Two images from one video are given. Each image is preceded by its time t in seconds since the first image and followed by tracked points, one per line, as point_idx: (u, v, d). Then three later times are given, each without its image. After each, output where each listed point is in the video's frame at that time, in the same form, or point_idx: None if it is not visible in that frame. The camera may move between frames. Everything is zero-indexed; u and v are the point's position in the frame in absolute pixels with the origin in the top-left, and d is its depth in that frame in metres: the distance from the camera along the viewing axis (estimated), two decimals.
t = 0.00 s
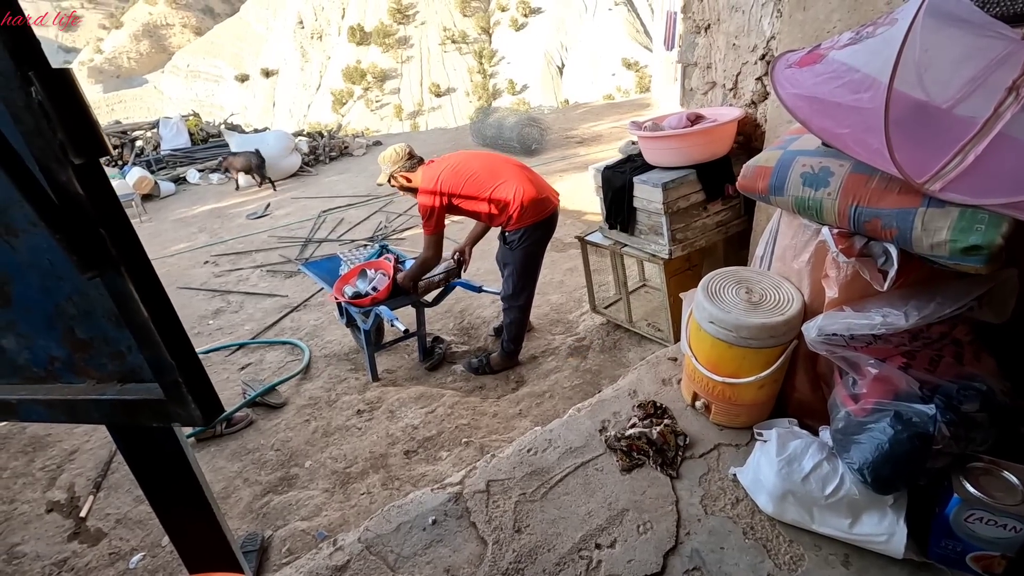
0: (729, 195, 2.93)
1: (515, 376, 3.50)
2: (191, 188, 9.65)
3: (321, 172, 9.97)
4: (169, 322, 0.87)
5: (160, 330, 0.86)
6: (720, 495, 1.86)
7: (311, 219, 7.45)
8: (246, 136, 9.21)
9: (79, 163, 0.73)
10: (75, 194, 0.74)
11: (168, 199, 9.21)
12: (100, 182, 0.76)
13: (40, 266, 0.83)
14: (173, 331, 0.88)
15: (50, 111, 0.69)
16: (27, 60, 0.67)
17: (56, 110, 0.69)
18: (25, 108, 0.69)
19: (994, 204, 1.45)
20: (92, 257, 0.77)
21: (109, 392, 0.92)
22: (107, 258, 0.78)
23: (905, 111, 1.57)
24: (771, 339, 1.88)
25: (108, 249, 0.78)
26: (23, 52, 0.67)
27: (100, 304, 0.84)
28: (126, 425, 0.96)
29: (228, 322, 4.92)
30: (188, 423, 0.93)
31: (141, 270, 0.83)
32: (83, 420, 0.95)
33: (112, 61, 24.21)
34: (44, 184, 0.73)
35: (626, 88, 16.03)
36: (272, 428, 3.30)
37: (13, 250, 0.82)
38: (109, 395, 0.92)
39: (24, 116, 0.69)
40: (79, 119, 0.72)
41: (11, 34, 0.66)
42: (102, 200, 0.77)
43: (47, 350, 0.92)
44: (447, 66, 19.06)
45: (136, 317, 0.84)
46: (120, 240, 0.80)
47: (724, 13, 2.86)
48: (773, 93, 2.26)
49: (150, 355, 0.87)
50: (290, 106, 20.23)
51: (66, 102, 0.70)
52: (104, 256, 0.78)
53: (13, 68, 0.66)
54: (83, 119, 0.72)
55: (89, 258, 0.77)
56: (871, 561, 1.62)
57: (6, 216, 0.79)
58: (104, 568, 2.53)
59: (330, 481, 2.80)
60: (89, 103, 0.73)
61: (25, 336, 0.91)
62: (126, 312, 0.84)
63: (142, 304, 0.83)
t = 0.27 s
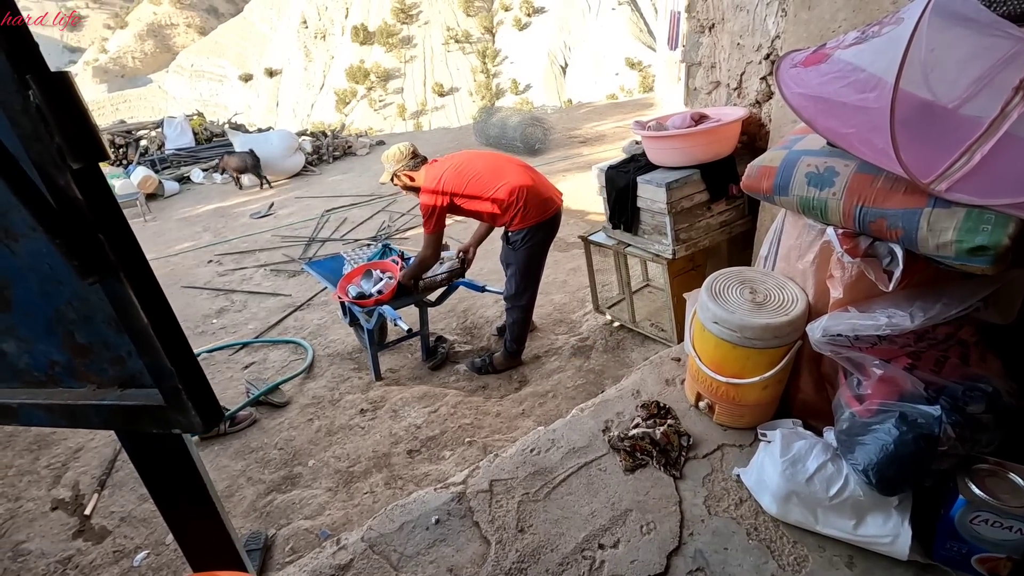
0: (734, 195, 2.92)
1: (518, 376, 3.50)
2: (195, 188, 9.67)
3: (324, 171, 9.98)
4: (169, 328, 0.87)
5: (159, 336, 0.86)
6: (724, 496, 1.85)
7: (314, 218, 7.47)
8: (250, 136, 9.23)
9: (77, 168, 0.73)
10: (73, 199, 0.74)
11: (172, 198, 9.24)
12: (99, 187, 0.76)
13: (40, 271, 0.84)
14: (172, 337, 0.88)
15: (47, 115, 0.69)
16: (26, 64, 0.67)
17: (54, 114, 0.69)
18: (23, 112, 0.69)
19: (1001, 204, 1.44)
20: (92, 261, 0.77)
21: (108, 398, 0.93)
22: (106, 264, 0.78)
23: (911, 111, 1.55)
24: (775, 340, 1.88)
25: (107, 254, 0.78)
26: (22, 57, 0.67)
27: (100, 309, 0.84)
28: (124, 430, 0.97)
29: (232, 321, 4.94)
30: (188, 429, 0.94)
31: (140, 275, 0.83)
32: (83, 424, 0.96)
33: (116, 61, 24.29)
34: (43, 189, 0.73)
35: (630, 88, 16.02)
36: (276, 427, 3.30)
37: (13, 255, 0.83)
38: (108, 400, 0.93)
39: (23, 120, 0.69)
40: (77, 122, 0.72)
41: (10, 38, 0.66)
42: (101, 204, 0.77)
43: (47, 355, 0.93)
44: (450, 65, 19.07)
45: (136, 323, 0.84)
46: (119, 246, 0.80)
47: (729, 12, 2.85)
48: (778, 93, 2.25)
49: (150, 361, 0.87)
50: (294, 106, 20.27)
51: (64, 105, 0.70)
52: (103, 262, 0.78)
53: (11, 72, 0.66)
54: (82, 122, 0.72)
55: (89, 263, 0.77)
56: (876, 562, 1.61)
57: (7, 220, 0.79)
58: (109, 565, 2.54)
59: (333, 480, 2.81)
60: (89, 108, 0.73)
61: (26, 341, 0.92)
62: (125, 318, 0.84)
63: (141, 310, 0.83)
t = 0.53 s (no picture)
0: (737, 195, 2.91)
1: (520, 376, 3.50)
2: (199, 188, 9.70)
3: (328, 171, 9.99)
4: (181, 318, 0.88)
5: (171, 325, 0.87)
6: (727, 496, 1.85)
7: (317, 218, 7.48)
8: (254, 136, 9.26)
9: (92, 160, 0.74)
10: (88, 190, 0.74)
11: (176, 198, 9.27)
12: (113, 177, 0.76)
13: (52, 262, 0.84)
14: (185, 327, 0.88)
15: (64, 108, 0.70)
16: (42, 58, 0.68)
17: (70, 106, 0.70)
18: (40, 106, 0.69)
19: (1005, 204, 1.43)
20: (105, 252, 0.78)
21: (120, 387, 0.93)
22: (120, 254, 0.79)
23: (916, 111, 1.55)
24: (778, 340, 1.87)
25: (121, 245, 0.79)
26: (38, 51, 0.68)
27: (111, 299, 0.85)
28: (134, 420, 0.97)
29: (236, 320, 4.95)
30: (198, 417, 0.94)
31: (153, 266, 0.83)
32: (94, 415, 0.96)
33: (121, 61, 24.36)
34: (58, 180, 0.74)
35: (633, 87, 16.01)
36: (279, 426, 3.31)
37: (26, 246, 0.83)
38: (119, 389, 0.93)
39: (39, 113, 0.69)
40: (94, 116, 0.72)
41: (26, 33, 0.67)
42: (116, 195, 0.77)
43: (59, 346, 0.93)
44: (453, 65, 19.07)
45: (148, 312, 0.85)
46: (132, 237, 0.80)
47: (732, 12, 2.85)
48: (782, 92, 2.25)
49: (162, 350, 0.88)
50: (298, 106, 20.32)
51: (80, 98, 0.71)
52: (116, 252, 0.79)
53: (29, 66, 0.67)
54: (98, 115, 0.73)
55: (102, 253, 0.78)
56: (879, 564, 1.61)
57: (20, 211, 0.80)
58: (113, 563, 2.55)
59: (336, 479, 2.81)
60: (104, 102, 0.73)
61: (38, 331, 0.92)
62: (137, 307, 0.85)
63: (154, 300, 0.84)
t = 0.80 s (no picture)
0: (741, 195, 2.91)
1: (523, 375, 3.50)
2: (203, 187, 9.73)
3: (331, 171, 10.01)
4: (183, 318, 0.88)
5: (174, 325, 0.87)
6: (729, 497, 1.85)
7: (321, 217, 7.50)
8: (258, 136, 9.28)
9: (96, 160, 0.74)
10: (92, 190, 0.75)
11: (180, 198, 9.30)
12: (117, 178, 0.77)
13: (57, 262, 0.84)
14: (188, 327, 0.89)
15: (68, 108, 0.70)
16: (46, 58, 0.68)
17: (74, 107, 0.70)
18: (44, 105, 0.69)
19: (1010, 204, 1.42)
20: (109, 251, 0.78)
21: (123, 386, 0.93)
22: (123, 254, 0.79)
23: (920, 111, 1.54)
24: (782, 340, 1.87)
25: (124, 244, 0.79)
26: (43, 51, 0.68)
27: (115, 299, 0.85)
28: (137, 418, 0.97)
29: (239, 319, 4.96)
30: (200, 417, 0.94)
31: (156, 265, 0.83)
32: (98, 413, 0.96)
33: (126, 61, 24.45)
34: (62, 180, 0.74)
35: (636, 87, 15.99)
36: (282, 425, 3.32)
37: (30, 245, 0.83)
38: (123, 388, 0.93)
39: (43, 113, 0.70)
40: (98, 116, 0.72)
41: (31, 34, 0.67)
42: (119, 194, 0.77)
43: (63, 345, 0.93)
44: (457, 65, 19.09)
45: (151, 312, 0.85)
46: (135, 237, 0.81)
47: (736, 11, 2.84)
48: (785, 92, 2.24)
49: (165, 349, 0.88)
50: (301, 106, 20.37)
51: (84, 99, 0.71)
52: (120, 252, 0.79)
53: (34, 66, 0.67)
54: (101, 116, 0.73)
55: (106, 253, 0.78)
56: (883, 565, 1.60)
57: (25, 211, 0.80)
58: (117, 561, 2.57)
59: (339, 478, 2.82)
60: (108, 102, 0.74)
61: (42, 330, 0.92)
62: (140, 307, 0.85)
63: (157, 299, 0.84)
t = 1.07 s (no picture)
0: (744, 195, 2.90)
1: (526, 375, 3.50)
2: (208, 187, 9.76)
3: (335, 171, 10.02)
4: (180, 320, 0.89)
5: (171, 327, 0.88)
6: (732, 497, 1.84)
7: (325, 217, 7.51)
8: (262, 136, 9.31)
9: (92, 160, 0.75)
10: (87, 190, 0.75)
11: (185, 197, 9.34)
12: (112, 178, 0.77)
13: (54, 262, 0.85)
14: (185, 330, 0.89)
15: (63, 108, 0.70)
16: (41, 58, 0.69)
17: (69, 107, 0.71)
18: (39, 105, 0.70)
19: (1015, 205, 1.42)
20: (104, 252, 0.79)
21: (121, 386, 0.94)
22: (119, 254, 0.80)
23: (925, 111, 1.54)
24: (785, 341, 1.87)
25: (120, 245, 0.79)
26: (37, 50, 0.69)
27: (112, 299, 0.86)
28: (134, 419, 0.98)
29: (243, 319, 4.98)
30: (197, 418, 0.95)
31: (152, 266, 0.84)
32: (95, 414, 0.97)
33: (131, 61, 24.55)
34: (58, 180, 0.75)
35: (641, 87, 15.97)
36: (286, 424, 3.33)
37: (28, 246, 0.84)
38: (121, 389, 0.94)
39: (37, 112, 0.70)
40: (93, 116, 0.73)
41: (24, 33, 0.67)
42: (114, 194, 0.78)
43: (62, 345, 0.94)
44: (461, 65, 19.10)
45: (147, 313, 0.86)
46: (132, 238, 0.81)
47: (741, 11, 2.84)
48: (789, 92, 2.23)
49: (162, 351, 0.89)
50: (306, 106, 20.42)
51: (79, 99, 0.72)
52: (115, 252, 0.80)
53: (28, 66, 0.68)
54: (96, 115, 0.73)
55: (101, 253, 0.78)
56: (886, 566, 1.60)
57: (22, 212, 0.81)
58: (122, 559, 2.58)
59: (342, 477, 2.82)
60: (103, 102, 0.74)
61: (40, 330, 0.93)
62: (137, 308, 0.86)
63: (153, 300, 0.85)
